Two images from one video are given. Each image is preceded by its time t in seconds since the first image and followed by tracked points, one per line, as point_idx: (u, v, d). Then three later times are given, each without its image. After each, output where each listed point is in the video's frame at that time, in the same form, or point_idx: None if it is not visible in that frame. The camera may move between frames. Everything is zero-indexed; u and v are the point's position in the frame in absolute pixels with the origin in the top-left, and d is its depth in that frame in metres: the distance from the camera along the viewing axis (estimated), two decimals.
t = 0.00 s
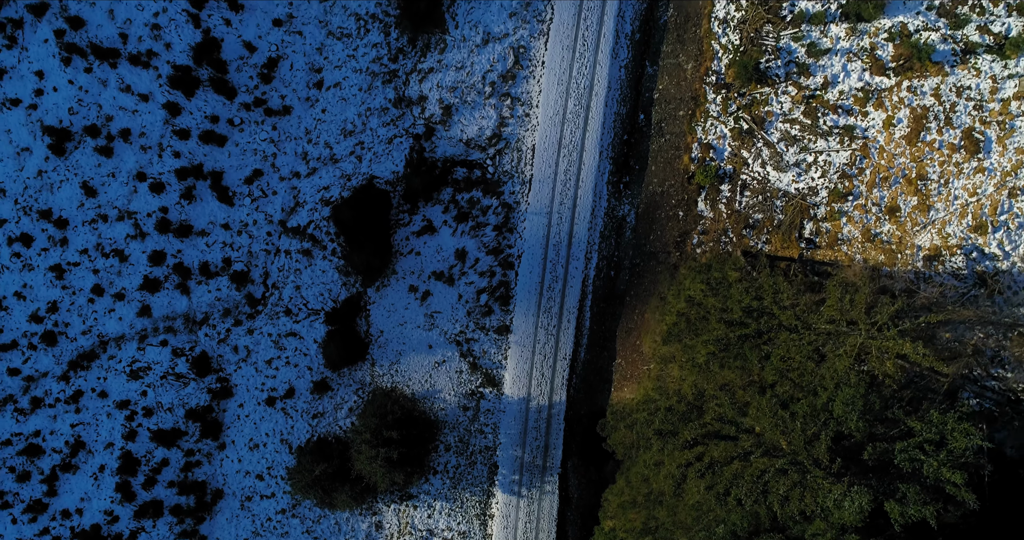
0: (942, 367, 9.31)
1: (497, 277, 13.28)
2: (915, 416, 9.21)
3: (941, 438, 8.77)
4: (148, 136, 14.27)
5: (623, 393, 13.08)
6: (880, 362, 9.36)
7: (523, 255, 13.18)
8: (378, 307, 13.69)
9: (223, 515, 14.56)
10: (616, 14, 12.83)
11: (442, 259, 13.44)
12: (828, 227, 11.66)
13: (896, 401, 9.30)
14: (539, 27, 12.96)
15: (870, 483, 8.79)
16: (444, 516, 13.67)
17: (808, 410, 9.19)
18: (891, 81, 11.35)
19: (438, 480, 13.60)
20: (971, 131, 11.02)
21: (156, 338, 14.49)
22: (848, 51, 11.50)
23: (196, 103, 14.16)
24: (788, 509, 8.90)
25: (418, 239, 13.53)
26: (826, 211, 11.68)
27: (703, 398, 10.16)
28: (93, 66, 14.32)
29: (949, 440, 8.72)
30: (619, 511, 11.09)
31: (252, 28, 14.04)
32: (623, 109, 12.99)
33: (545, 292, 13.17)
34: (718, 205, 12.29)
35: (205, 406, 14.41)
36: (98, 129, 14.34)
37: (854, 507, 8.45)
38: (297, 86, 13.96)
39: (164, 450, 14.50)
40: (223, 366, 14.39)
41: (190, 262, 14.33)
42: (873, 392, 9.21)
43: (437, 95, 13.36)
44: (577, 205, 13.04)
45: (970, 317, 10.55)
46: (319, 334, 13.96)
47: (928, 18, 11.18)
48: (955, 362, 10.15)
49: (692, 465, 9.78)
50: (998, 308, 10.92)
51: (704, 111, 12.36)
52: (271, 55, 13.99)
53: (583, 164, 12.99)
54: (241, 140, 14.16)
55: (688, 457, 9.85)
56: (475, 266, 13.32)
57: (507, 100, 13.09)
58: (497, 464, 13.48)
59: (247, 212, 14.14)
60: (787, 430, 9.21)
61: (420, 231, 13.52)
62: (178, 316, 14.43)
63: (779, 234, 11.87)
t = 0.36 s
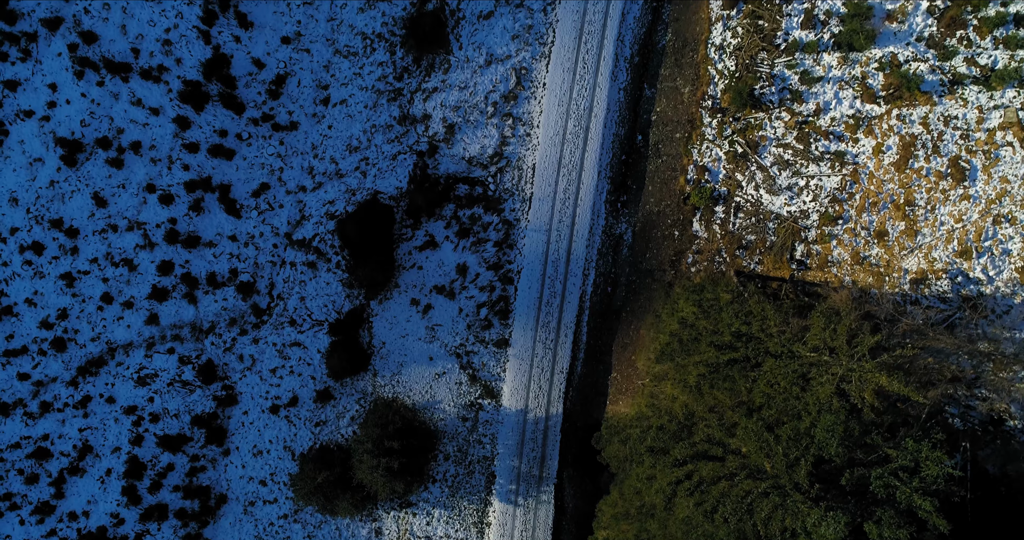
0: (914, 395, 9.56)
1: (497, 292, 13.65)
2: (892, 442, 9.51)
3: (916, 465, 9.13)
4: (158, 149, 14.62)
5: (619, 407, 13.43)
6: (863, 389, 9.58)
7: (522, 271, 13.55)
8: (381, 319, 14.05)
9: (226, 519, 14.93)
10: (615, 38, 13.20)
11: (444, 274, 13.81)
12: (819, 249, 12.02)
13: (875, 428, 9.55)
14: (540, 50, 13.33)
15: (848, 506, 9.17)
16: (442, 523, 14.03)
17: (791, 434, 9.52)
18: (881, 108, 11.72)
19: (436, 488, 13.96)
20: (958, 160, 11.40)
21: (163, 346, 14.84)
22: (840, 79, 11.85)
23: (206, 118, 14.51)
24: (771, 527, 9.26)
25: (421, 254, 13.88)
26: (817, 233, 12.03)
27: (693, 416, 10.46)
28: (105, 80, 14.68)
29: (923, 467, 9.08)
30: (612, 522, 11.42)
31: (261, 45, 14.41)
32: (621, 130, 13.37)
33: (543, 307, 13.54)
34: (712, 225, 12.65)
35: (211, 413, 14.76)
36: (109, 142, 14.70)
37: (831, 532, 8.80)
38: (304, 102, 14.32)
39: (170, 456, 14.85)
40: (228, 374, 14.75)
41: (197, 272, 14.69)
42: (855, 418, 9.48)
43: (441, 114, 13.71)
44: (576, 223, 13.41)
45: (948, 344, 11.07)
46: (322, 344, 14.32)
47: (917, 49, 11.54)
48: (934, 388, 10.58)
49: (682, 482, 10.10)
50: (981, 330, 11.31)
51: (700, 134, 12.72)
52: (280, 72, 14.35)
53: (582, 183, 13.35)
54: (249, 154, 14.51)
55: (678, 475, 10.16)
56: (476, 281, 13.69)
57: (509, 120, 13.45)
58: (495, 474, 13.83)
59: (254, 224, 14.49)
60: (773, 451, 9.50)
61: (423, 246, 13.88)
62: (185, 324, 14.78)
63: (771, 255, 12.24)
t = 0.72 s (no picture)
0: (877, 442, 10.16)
1: (496, 314, 14.23)
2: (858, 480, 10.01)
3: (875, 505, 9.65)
4: (173, 167, 15.20)
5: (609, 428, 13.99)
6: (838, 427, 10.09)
7: (520, 295, 14.14)
8: (383, 337, 14.64)
9: (229, 525, 15.50)
10: (615, 75, 13.77)
11: (445, 295, 14.39)
12: (803, 284, 12.60)
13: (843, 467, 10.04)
14: (543, 84, 13.91)
15: None
16: (437, 535, 14.58)
17: (764, 470, 10.09)
18: (866, 152, 12.30)
19: (432, 501, 14.51)
20: (937, 205, 12.00)
21: (173, 356, 15.41)
22: (827, 123, 12.47)
23: (220, 138, 15.09)
24: None
25: (424, 275, 14.47)
26: (802, 268, 12.61)
27: (676, 446, 11.04)
28: (124, 99, 15.25)
29: (882, 508, 9.62)
30: None
31: (275, 70, 15.00)
32: (619, 163, 13.93)
33: (539, 330, 14.12)
34: (703, 257, 13.22)
35: (217, 422, 15.35)
36: (126, 158, 15.27)
37: None
38: (315, 126, 14.90)
39: (176, 462, 15.42)
40: (235, 385, 15.32)
41: (208, 286, 15.27)
42: (825, 457, 10.02)
43: (446, 142, 14.31)
44: (573, 250, 13.99)
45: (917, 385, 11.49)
46: (327, 359, 14.90)
47: (902, 97, 12.13)
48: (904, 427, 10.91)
49: (665, 508, 10.62)
50: (955, 367, 11.88)
51: (694, 170, 13.32)
52: (292, 96, 14.93)
53: (580, 212, 13.93)
54: (261, 174, 15.09)
55: (660, 501, 10.69)
56: (476, 303, 14.28)
57: (511, 150, 14.04)
58: (489, 488, 14.41)
59: (264, 242, 15.06)
60: (749, 486, 9.98)
61: (425, 268, 14.46)
62: (195, 336, 15.35)
63: (758, 288, 12.82)
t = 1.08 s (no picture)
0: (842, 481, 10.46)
1: (493, 334, 14.79)
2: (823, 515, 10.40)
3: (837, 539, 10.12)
4: (187, 181, 15.75)
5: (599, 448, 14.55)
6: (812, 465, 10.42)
7: (518, 317, 14.71)
8: (384, 352, 15.21)
9: (230, 527, 16.07)
10: (615, 109, 14.34)
11: (445, 314, 14.96)
12: (788, 316, 13.18)
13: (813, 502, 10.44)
14: (546, 115, 14.48)
15: None
16: None
17: (739, 503, 10.51)
18: (852, 194, 12.88)
19: (427, 512, 15.06)
20: (917, 248, 12.60)
21: (181, 363, 15.95)
22: (816, 164, 13.03)
23: (233, 155, 15.65)
24: None
25: (425, 294, 15.03)
26: (788, 302, 13.19)
27: (657, 473, 11.54)
28: (141, 114, 15.78)
29: None
30: None
31: (288, 91, 15.56)
32: (616, 193, 14.49)
33: (535, 351, 14.69)
34: (694, 288, 13.78)
35: (222, 428, 15.90)
36: (142, 172, 15.80)
37: None
38: (325, 147, 15.46)
39: (181, 465, 15.98)
40: (239, 393, 15.88)
41: (217, 297, 15.82)
42: (795, 492, 10.33)
43: (451, 168, 14.89)
44: (569, 276, 14.55)
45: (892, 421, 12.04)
46: (330, 372, 15.46)
47: (887, 143, 12.71)
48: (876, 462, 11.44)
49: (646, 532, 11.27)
50: (931, 403, 12.48)
51: (688, 204, 13.87)
52: (304, 117, 15.50)
53: (578, 240, 14.49)
54: (271, 191, 15.65)
55: (641, 525, 11.34)
56: (474, 323, 14.83)
57: (513, 177, 14.61)
58: (481, 502, 14.98)
59: (272, 257, 15.63)
60: (721, 516, 10.53)
61: (427, 287, 15.02)
62: (203, 345, 15.90)
63: (745, 320, 13.38)
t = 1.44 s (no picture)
0: (807, 522, 11.11)
1: (489, 353, 15.38)
2: None
3: None
4: (200, 190, 16.29)
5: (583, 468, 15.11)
6: (779, 505, 10.94)
7: (512, 337, 15.31)
8: (383, 365, 15.80)
9: (225, 525, 16.66)
10: (615, 143, 14.94)
11: (443, 331, 15.54)
12: (771, 351, 13.79)
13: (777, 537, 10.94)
14: (549, 145, 15.11)
15: None
16: None
17: (710, 534, 11.11)
18: (838, 238, 13.57)
19: (416, 520, 15.63)
20: (897, 293, 13.33)
21: (186, 365, 16.50)
22: (805, 208, 13.75)
23: (245, 167, 16.21)
24: None
25: (424, 311, 15.62)
26: (771, 337, 13.80)
27: (636, 500, 12.13)
28: (159, 123, 16.30)
29: None
30: None
31: (301, 108, 16.13)
32: (612, 223, 15.07)
33: (527, 371, 15.29)
34: (682, 318, 14.38)
35: (222, 430, 16.46)
36: (157, 178, 16.30)
37: None
38: (335, 164, 16.03)
39: (181, 463, 16.49)
40: (241, 397, 16.45)
41: (224, 303, 16.36)
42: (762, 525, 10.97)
43: (456, 191, 15.49)
44: (563, 300, 15.14)
45: (858, 463, 12.79)
46: (329, 381, 16.05)
47: (873, 191, 13.47)
48: (843, 500, 12.27)
49: None
50: (904, 441, 13.17)
51: (680, 238, 14.51)
52: (316, 134, 16.07)
53: (574, 266, 15.07)
54: (280, 203, 16.21)
55: None
56: (471, 341, 15.42)
57: (514, 203, 15.21)
58: (469, 513, 15.58)
59: (279, 267, 16.20)
60: None
61: (426, 304, 15.62)
62: (207, 348, 16.44)
63: (730, 352, 13.98)
